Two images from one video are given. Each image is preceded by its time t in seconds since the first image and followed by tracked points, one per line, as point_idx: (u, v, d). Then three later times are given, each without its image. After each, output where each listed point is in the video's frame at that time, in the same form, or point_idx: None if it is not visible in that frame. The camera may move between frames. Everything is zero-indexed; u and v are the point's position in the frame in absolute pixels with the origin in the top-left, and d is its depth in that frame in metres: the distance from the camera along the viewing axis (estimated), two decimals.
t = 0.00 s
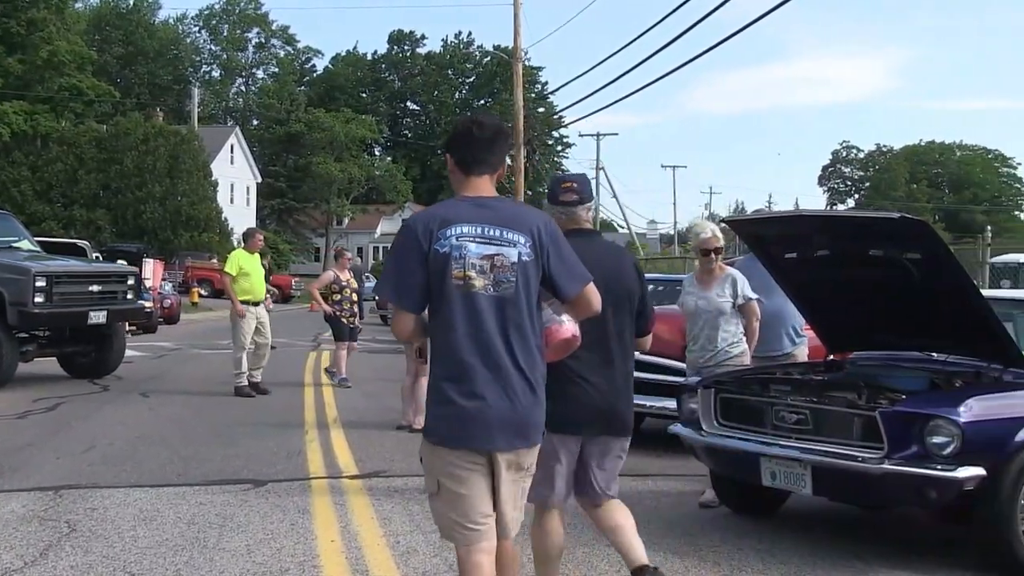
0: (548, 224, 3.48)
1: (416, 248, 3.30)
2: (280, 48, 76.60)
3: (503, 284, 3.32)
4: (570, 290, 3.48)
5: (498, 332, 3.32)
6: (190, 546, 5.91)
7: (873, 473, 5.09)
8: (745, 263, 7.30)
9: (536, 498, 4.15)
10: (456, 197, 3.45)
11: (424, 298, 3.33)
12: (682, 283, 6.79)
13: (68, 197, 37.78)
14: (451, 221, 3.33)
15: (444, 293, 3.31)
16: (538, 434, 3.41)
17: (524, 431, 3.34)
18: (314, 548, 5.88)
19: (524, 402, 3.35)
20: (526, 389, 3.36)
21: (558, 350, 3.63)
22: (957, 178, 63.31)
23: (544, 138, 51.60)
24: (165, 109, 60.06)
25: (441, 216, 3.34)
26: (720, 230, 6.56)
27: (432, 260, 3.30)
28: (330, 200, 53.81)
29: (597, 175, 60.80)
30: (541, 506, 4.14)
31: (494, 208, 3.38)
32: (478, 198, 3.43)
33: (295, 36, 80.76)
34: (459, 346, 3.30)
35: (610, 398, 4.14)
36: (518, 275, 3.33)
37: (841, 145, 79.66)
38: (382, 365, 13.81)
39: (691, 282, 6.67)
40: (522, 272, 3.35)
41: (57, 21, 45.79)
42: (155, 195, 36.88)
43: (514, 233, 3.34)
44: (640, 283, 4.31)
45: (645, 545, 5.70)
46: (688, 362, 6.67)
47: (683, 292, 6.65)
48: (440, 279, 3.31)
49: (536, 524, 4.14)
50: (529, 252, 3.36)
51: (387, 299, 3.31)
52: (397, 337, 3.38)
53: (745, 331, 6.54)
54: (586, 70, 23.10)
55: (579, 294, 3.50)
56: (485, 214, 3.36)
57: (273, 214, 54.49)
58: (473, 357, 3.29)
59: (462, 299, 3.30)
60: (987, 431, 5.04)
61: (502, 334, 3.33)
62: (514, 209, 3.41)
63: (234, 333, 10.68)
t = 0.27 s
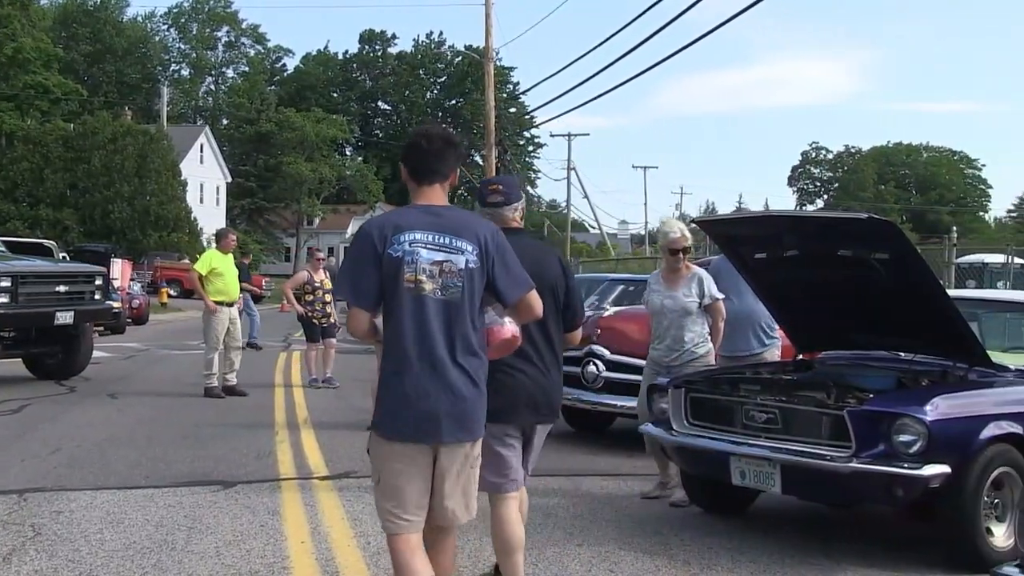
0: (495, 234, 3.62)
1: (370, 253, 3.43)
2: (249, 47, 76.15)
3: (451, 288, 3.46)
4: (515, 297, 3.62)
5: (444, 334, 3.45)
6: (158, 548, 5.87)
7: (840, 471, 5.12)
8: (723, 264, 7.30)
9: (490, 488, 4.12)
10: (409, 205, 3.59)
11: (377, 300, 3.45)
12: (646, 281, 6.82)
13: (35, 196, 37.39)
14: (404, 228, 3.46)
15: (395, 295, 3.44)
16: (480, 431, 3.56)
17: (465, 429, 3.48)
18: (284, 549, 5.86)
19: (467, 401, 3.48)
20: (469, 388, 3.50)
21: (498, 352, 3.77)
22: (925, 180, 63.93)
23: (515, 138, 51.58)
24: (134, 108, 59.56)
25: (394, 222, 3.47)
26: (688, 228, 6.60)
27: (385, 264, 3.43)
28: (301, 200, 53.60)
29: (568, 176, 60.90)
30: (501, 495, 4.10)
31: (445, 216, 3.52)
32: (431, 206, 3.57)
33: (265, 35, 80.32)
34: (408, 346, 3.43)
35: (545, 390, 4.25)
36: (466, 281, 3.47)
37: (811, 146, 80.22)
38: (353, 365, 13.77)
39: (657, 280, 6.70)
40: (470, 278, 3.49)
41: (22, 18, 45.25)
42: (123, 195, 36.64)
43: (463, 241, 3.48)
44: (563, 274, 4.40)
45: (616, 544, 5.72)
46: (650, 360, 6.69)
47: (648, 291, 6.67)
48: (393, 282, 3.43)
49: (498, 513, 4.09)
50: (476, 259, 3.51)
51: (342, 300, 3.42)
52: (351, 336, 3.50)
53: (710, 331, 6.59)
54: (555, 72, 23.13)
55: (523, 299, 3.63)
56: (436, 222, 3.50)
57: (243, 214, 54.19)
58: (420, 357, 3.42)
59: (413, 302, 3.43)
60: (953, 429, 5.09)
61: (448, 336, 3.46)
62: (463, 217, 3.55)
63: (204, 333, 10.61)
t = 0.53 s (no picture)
0: (440, 231, 3.80)
1: (320, 251, 3.60)
2: (217, 46, 75.58)
3: (399, 284, 3.63)
4: (460, 290, 3.78)
5: (394, 328, 3.63)
6: (124, 551, 5.82)
7: (807, 469, 5.16)
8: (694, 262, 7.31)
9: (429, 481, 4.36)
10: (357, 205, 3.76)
11: (328, 296, 3.62)
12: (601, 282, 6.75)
13: None
14: (353, 227, 3.63)
15: (346, 293, 3.61)
16: (433, 419, 3.72)
17: (418, 418, 3.64)
18: (252, 551, 5.82)
19: (418, 390, 3.65)
20: (420, 378, 3.67)
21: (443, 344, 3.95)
22: (891, 181, 64.56)
23: (485, 138, 51.56)
24: (100, 107, 58.96)
25: (343, 222, 3.64)
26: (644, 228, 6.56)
27: (335, 262, 3.60)
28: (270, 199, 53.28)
29: (537, 175, 60.97)
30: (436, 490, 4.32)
31: (391, 215, 3.69)
32: (377, 206, 3.74)
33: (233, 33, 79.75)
34: (359, 339, 3.60)
35: (477, 385, 4.50)
36: (413, 276, 3.64)
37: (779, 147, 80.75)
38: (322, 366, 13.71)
39: (612, 281, 6.64)
40: (416, 273, 3.66)
41: None
42: (89, 194, 36.32)
43: (409, 238, 3.65)
44: (496, 278, 4.65)
45: (585, 543, 5.74)
46: (605, 362, 6.61)
47: (604, 291, 6.61)
48: (342, 280, 3.60)
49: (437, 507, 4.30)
50: (422, 255, 3.68)
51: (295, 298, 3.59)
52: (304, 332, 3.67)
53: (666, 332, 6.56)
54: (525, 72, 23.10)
55: (468, 292, 3.81)
56: (383, 221, 3.67)
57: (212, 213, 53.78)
58: (372, 349, 3.60)
59: (362, 297, 3.60)
60: (918, 427, 5.13)
61: (398, 329, 3.64)
62: (409, 216, 3.72)
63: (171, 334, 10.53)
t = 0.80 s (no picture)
0: (373, 237, 4.03)
1: (254, 259, 3.84)
2: (184, 44, 75.00)
3: (330, 287, 3.87)
4: (392, 292, 4.01)
5: (325, 329, 3.86)
6: (88, 554, 5.76)
7: (774, 468, 5.20)
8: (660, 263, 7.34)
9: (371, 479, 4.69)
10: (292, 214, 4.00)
11: (263, 301, 3.87)
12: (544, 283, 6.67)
13: None
14: (286, 236, 3.87)
15: (279, 297, 3.86)
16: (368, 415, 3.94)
17: (349, 414, 3.87)
18: (219, 553, 5.79)
19: (349, 388, 3.87)
20: (351, 377, 3.89)
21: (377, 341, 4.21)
22: (857, 182, 65.15)
23: (454, 138, 51.49)
24: (65, 106, 58.33)
25: (277, 231, 3.88)
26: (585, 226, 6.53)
27: (269, 269, 3.85)
28: (238, 199, 52.94)
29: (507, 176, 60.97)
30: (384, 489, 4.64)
31: (323, 223, 3.93)
32: (310, 214, 3.98)
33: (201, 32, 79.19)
34: (292, 340, 3.84)
35: (411, 377, 4.82)
36: (343, 280, 3.88)
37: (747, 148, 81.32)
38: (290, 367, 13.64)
39: (555, 282, 6.58)
40: (347, 277, 3.90)
41: None
42: (54, 194, 35.96)
43: (339, 244, 3.89)
44: (436, 274, 5.10)
45: (554, 543, 5.75)
46: (553, 363, 6.51)
47: (548, 292, 6.54)
48: (276, 285, 3.85)
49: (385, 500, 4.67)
50: (352, 260, 3.91)
51: (231, 303, 3.84)
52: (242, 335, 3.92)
53: (612, 331, 6.50)
54: (494, 74, 23.12)
55: (401, 293, 4.02)
56: (316, 228, 3.91)
57: (179, 213, 53.38)
58: (304, 350, 3.84)
59: (295, 301, 3.85)
60: (884, 426, 5.17)
61: (328, 330, 3.87)
62: (341, 224, 3.96)
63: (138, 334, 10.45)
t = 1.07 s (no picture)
0: (309, 231, 4.15)
1: (191, 251, 3.95)
2: (152, 43, 74.38)
3: (265, 280, 3.99)
4: (327, 285, 4.12)
5: (258, 321, 3.99)
6: (54, 557, 5.70)
7: (742, 467, 5.24)
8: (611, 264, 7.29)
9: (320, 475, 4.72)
10: (229, 207, 4.10)
11: (199, 292, 3.98)
12: (496, 282, 6.65)
13: None
14: (222, 229, 3.97)
15: (214, 288, 3.97)
16: (298, 404, 4.09)
17: (280, 404, 4.01)
18: (187, 555, 5.75)
19: (280, 378, 4.01)
20: (283, 367, 4.03)
21: (314, 332, 4.33)
22: (825, 182, 65.70)
23: (424, 138, 51.41)
24: (30, 104, 57.69)
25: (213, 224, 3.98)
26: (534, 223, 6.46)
27: (204, 261, 3.95)
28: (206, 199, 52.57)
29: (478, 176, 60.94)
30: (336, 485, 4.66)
31: (259, 218, 4.03)
32: (247, 207, 4.08)
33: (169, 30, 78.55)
34: (225, 331, 3.97)
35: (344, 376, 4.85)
36: (277, 274, 4.00)
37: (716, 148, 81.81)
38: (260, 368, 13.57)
39: (507, 281, 6.54)
40: (281, 271, 4.02)
41: None
42: (19, 194, 35.58)
43: (274, 238, 4.01)
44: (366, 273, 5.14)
45: (524, 543, 5.75)
46: (508, 362, 6.54)
47: (500, 291, 6.52)
48: (211, 277, 3.96)
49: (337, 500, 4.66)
50: (287, 254, 4.03)
51: (167, 295, 3.95)
52: (178, 324, 4.03)
53: (565, 327, 6.49)
54: (464, 74, 23.10)
55: (336, 286, 4.15)
56: (252, 223, 4.01)
57: (147, 213, 52.95)
58: (237, 340, 3.96)
59: (230, 293, 3.97)
60: (851, 425, 5.22)
61: (261, 323, 3.99)
62: (277, 218, 4.07)
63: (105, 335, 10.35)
